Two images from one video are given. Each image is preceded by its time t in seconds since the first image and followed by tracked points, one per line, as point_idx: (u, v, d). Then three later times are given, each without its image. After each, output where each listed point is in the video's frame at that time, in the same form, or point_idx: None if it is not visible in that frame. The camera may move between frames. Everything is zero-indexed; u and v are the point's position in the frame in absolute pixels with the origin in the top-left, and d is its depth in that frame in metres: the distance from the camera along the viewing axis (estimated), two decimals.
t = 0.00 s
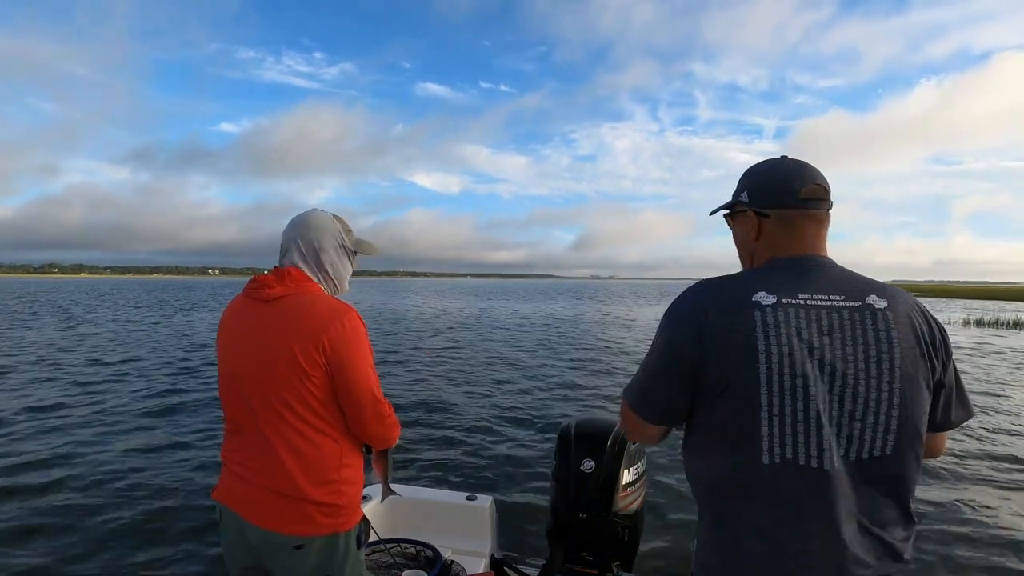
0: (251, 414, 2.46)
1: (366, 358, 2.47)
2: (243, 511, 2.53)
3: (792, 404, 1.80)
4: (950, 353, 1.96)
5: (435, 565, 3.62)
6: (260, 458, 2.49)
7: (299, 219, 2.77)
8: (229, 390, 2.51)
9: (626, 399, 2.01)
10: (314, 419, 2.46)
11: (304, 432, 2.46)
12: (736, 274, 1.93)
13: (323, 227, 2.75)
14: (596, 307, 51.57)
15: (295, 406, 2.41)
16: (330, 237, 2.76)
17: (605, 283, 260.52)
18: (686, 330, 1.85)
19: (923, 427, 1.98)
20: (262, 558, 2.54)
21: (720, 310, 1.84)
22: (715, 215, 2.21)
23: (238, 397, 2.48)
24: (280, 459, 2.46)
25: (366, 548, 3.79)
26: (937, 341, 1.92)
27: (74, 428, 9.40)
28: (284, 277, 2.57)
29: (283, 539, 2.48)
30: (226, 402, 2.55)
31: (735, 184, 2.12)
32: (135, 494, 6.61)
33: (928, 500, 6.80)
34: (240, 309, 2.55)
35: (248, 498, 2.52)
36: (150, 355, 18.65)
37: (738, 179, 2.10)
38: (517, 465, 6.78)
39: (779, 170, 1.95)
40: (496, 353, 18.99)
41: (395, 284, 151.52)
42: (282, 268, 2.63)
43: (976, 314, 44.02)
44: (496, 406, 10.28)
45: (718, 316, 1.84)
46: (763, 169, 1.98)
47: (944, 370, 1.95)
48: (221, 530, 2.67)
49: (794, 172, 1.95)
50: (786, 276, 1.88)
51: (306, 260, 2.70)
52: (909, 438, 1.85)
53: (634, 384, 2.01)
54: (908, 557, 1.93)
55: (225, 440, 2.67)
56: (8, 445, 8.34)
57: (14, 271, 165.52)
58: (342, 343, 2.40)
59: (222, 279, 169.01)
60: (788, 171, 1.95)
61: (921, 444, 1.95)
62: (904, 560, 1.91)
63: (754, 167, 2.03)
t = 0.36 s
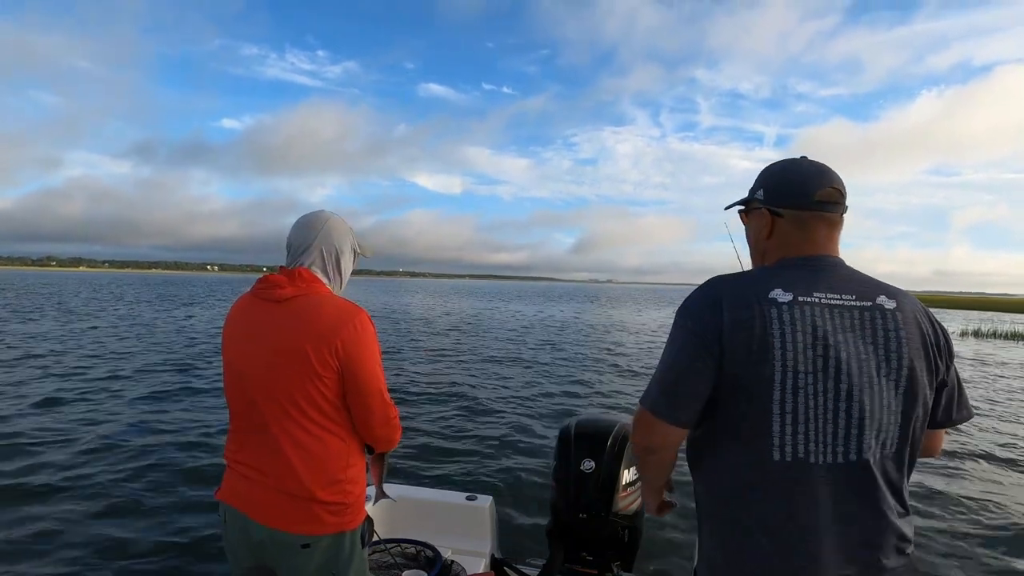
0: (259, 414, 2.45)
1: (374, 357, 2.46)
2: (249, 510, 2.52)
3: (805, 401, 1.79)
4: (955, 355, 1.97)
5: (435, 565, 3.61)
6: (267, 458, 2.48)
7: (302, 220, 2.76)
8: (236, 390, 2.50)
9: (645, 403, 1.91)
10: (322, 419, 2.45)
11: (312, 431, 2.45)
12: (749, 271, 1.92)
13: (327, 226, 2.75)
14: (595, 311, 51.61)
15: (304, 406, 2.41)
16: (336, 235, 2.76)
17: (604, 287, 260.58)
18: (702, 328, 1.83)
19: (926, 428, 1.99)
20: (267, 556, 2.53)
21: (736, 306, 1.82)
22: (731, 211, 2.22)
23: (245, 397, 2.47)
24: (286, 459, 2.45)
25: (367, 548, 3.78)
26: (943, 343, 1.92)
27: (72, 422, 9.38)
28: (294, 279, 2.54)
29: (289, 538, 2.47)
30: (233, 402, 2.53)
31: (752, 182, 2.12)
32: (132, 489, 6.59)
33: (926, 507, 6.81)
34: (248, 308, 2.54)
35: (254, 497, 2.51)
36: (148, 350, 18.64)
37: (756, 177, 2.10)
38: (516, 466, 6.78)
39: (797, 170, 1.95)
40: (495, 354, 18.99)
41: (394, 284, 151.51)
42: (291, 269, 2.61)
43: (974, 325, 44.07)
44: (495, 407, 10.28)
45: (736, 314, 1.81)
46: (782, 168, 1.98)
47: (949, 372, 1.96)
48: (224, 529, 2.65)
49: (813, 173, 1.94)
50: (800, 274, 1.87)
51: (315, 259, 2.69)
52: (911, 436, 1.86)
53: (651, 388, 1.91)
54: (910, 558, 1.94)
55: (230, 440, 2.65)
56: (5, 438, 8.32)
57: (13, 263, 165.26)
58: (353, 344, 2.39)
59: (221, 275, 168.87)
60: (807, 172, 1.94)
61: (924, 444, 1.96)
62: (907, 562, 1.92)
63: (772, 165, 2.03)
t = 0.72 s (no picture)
0: (260, 415, 2.45)
1: (376, 357, 2.47)
2: (249, 510, 2.52)
3: (802, 402, 1.80)
4: (952, 356, 1.98)
5: (435, 565, 3.60)
6: (267, 458, 2.49)
7: (301, 219, 2.76)
8: (236, 391, 2.50)
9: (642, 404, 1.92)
10: (323, 419, 2.45)
11: (313, 431, 2.45)
12: (750, 270, 1.92)
13: (327, 226, 2.75)
14: (594, 310, 51.64)
15: (306, 406, 2.41)
16: (336, 235, 2.77)
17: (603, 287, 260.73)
18: (702, 329, 1.82)
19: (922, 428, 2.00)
20: (267, 556, 2.53)
21: (735, 305, 1.82)
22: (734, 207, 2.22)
23: (245, 396, 2.47)
24: (286, 458, 2.45)
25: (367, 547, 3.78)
26: (939, 344, 1.93)
27: (71, 422, 9.38)
28: (294, 278, 2.55)
29: (290, 538, 2.47)
30: (233, 403, 2.53)
31: (756, 179, 2.12)
32: (131, 488, 6.59)
33: (924, 506, 6.82)
34: (249, 308, 2.54)
35: (254, 497, 2.51)
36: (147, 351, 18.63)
37: (759, 175, 2.10)
38: (516, 465, 6.79)
39: (801, 169, 1.94)
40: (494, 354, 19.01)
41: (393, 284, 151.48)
42: (291, 269, 2.61)
43: (971, 324, 44.27)
44: (494, 407, 10.30)
45: (735, 313, 1.81)
46: (786, 167, 1.98)
47: (946, 373, 1.97)
48: (224, 529, 2.65)
49: (816, 173, 1.93)
50: (799, 274, 1.88)
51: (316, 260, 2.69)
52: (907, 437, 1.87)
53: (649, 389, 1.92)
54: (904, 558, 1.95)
55: (230, 440, 2.65)
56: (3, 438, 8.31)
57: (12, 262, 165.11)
58: (355, 344, 2.39)
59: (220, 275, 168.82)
60: (811, 172, 1.94)
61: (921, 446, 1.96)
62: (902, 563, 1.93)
63: (776, 163, 2.03)
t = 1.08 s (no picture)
0: (258, 414, 2.46)
1: (372, 355, 2.48)
2: (247, 510, 2.53)
3: (781, 399, 1.82)
4: (933, 349, 2.00)
5: (435, 565, 3.62)
6: (265, 458, 2.50)
7: (291, 219, 2.78)
8: (234, 391, 2.51)
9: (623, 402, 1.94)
10: (320, 418, 2.47)
11: (311, 430, 2.47)
12: (729, 269, 1.94)
13: (318, 223, 2.77)
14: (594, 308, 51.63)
15: (305, 404, 2.42)
16: (328, 232, 2.79)
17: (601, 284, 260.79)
18: (682, 327, 1.84)
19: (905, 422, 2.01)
20: (266, 557, 2.54)
21: (712, 304, 1.85)
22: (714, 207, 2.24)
23: (243, 396, 2.48)
24: (284, 458, 2.47)
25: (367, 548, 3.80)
26: (920, 337, 1.95)
27: (72, 429, 9.41)
28: (289, 277, 2.56)
29: (290, 538, 2.48)
30: (231, 403, 2.55)
31: (735, 179, 2.14)
32: (133, 495, 6.62)
33: (924, 497, 6.84)
34: (244, 309, 2.55)
35: (253, 498, 2.52)
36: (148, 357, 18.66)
37: (737, 176, 2.12)
38: (516, 465, 6.81)
39: (778, 170, 1.96)
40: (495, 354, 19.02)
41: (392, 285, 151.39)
42: (284, 269, 2.62)
43: (970, 314, 44.24)
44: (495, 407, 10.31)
45: (713, 311, 1.84)
46: (763, 168, 1.99)
47: (927, 366, 1.98)
48: (223, 530, 2.67)
49: (793, 173, 1.95)
50: (775, 273, 1.89)
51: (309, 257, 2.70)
52: (885, 430, 1.90)
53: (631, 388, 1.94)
54: (890, 550, 1.97)
55: (228, 441, 2.66)
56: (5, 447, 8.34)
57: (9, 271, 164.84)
58: (351, 343, 2.41)
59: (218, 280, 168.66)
60: (788, 173, 1.95)
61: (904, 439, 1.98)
62: (888, 555, 1.94)
63: (753, 164, 2.05)
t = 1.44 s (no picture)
0: (258, 415, 2.46)
1: (373, 356, 2.48)
2: (248, 512, 2.53)
3: (782, 405, 1.81)
4: (937, 350, 1.98)
5: (435, 565, 3.62)
6: (266, 458, 2.50)
7: (287, 219, 2.76)
8: (234, 392, 2.51)
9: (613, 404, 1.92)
10: (321, 419, 2.46)
11: (312, 431, 2.46)
12: (724, 274, 1.93)
13: (315, 221, 2.75)
14: (594, 305, 51.64)
15: (306, 405, 2.42)
16: (326, 229, 2.78)
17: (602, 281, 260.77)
18: (681, 333, 1.84)
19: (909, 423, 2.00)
20: (266, 558, 2.54)
21: (710, 310, 1.84)
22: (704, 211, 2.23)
23: (243, 397, 2.47)
24: (284, 459, 2.46)
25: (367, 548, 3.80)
26: (923, 337, 1.94)
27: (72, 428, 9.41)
28: (289, 278, 2.55)
29: (290, 539, 2.48)
30: (232, 404, 2.54)
31: (722, 183, 2.13)
32: (134, 493, 6.62)
33: (924, 494, 6.84)
34: (245, 309, 2.54)
35: (253, 498, 2.52)
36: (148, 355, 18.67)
37: (724, 179, 2.10)
38: (517, 464, 6.81)
39: (766, 173, 1.95)
40: (496, 351, 19.02)
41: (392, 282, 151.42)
42: (282, 270, 2.60)
43: (970, 309, 44.29)
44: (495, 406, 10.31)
45: (711, 317, 1.83)
46: (751, 170, 1.97)
47: (931, 366, 1.97)
48: (224, 531, 2.66)
49: (781, 174, 1.94)
50: (773, 277, 1.88)
51: (308, 257, 2.69)
52: (888, 432, 1.89)
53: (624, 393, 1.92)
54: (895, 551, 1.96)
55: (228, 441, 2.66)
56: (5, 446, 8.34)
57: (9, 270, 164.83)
58: (352, 344, 2.40)
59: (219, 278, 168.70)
60: (776, 173, 1.94)
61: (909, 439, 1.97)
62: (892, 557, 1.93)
63: (740, 167, 2.03)
